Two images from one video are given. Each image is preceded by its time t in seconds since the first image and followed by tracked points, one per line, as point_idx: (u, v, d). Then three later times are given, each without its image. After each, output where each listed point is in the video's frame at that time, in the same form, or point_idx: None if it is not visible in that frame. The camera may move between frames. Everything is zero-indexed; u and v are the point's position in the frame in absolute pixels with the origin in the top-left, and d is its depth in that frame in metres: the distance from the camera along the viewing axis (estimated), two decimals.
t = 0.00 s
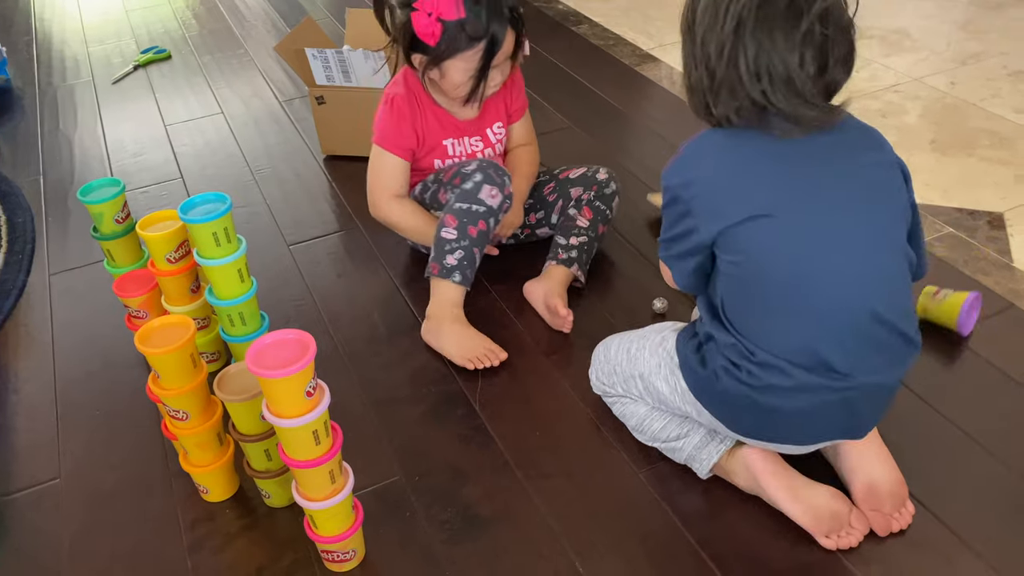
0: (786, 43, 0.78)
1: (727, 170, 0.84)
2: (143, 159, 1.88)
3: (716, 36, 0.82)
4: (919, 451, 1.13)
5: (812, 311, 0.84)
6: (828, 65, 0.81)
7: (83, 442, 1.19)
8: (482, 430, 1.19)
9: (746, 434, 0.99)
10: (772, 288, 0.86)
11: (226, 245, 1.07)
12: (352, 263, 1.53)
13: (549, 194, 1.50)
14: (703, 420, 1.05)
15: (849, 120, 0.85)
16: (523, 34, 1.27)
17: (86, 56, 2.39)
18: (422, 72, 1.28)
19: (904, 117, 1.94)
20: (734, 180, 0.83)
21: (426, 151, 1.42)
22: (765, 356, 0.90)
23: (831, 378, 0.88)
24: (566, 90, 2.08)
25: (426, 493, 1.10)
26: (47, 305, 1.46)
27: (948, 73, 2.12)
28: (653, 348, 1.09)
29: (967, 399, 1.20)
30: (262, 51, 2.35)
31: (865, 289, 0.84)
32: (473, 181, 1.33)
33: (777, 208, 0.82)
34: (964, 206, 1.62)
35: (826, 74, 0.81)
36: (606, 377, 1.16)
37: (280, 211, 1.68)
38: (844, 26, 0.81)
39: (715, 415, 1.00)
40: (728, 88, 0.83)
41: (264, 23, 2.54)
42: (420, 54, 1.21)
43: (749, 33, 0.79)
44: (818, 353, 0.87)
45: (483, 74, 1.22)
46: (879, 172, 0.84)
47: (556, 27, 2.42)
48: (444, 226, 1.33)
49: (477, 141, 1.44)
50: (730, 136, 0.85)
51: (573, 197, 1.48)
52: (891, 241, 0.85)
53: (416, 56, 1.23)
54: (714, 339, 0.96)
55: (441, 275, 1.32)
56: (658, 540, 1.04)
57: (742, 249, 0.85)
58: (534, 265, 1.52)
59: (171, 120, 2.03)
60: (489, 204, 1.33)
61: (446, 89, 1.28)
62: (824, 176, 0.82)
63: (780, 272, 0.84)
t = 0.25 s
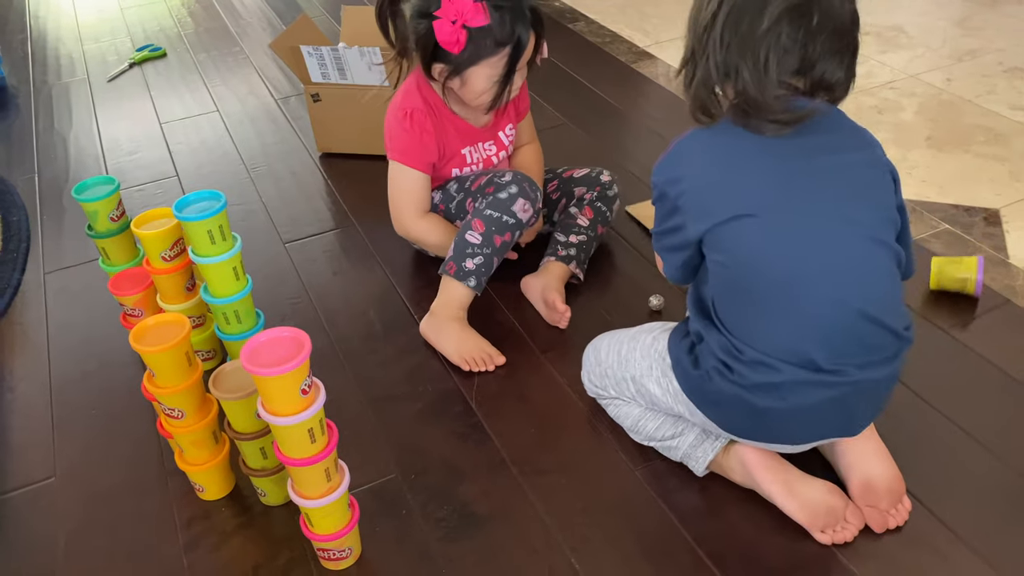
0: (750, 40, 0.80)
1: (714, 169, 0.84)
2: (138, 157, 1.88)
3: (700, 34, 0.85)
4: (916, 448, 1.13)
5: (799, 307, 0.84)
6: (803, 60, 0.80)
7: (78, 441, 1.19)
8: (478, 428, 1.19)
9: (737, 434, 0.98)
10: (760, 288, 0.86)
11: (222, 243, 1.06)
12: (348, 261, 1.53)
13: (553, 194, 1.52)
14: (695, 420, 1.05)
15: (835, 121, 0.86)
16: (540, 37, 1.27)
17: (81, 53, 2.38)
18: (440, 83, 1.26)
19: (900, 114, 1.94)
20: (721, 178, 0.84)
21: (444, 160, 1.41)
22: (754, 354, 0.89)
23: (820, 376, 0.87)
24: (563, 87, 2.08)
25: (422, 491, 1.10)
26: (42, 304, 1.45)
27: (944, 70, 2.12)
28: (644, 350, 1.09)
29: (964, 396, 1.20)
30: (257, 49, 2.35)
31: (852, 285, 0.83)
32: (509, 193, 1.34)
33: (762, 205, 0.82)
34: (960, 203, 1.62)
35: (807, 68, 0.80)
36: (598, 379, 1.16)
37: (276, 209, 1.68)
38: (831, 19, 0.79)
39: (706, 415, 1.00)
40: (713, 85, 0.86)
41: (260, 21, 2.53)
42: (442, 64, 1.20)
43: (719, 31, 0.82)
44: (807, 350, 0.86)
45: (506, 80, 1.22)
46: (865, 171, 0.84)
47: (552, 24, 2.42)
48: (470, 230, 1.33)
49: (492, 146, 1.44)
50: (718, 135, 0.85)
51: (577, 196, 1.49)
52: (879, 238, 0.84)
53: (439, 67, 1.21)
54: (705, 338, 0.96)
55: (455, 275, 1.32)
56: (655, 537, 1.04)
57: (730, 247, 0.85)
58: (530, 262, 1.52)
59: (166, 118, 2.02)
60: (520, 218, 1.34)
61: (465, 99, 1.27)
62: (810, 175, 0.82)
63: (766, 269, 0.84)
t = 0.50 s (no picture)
0: (766, 54, 0.77)
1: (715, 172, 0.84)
2: (133, 156, 1.87)
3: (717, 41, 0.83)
4: (911, 448, 1.13)
5: (779, 323, 0.84)
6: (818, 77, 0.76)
7: (72, 441, 1.19)
8: (473, 427, 1.19)
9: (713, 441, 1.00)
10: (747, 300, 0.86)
11: (216, 243, 1.06)
12: (343, 260, 1.52)
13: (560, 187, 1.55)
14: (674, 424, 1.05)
15: (857, 140, 0.82)
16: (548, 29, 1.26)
17: (75, 52, 2.37)
18: (450, 81, 1.25)
19: (895, 112, 1.94)
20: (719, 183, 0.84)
21: (456, 162, 1.40)
22: (732, 361, 0.90)
23: (794, 391, 0.88)
24: (558, 86, 2.08)
25: (417, 491, 1.10)
26: (35, 304, 1.45)
27: (940, 68, 2.12)
28: (627, 354, 1.09)
29: (959, 394, 1.20)
30: (252, 48, 2.34)
31: (839, 308, 0.83)
32: (525, 205, 1.34)
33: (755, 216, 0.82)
34: (956, 201, 1.63)
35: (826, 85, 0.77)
36: (579, 383, 1.15)
37: (271, 208, 1.67)
38: (850, 35, 0.75)
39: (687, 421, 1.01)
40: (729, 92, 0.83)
41: (255, 19, 2.53)
42: (451, 58, 1.19)
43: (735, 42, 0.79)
44: (783, 364, 0.87)
45: (516, 71, 1.20)
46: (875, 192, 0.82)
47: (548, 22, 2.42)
48: (479, 236, 1.32)
49: (502, 145, 1.42)
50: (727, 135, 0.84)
51: (585, 187, 1.52)
52: (873, 262, 0.83)
53: (449, 62, 1.20)
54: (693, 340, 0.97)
55: (458, 280, 1.31)
56: (650, 536, 1.04)
57: (721, 253, 0.86)
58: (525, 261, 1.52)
59: (161, 117, 2.02)
60: (531, 231, 1.34)
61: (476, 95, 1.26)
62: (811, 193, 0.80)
63: (752, 279, 0.84)
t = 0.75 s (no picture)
0: (804, 49, 0.74)
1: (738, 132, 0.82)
2: (129, 156, 1.86)
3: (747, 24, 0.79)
4: (908, 447, 1.13)
5: (795, 284, 0.82)
6: (850, 78, 0.75)
7: (69, 442, 1.18)
8: (471, 427, 1.19)
9: (714, 416, 0.95)
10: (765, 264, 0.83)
11: (213, 243, 1.06)
12: (340, 260, 1.52)
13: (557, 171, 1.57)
14: (668, 422, 1.01)
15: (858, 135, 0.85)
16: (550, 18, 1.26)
17: (71, 52, 2.36)
18: (459, 77, 1.24)
19: (892, 111, 1.94)
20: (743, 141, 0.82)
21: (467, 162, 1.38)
22: (739, 326, 0.86)
23: (804, 365, 0.86)
24: (556, 85, 2.07)
25: (415, 491, 1.10)
26: (32, 304, 1.44)
27: (936, 67, 2.12)
28: (614, 364, 1.03)
29: (957, 394, 1.20)
30: (249, 47, 2.33)
31: (855, 278, 0.82)
32: (546, 224, 1.34)
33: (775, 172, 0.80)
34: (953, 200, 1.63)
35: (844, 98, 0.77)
36: (552, 412, 1.08)
37: (268, 208, 1.67)
38: (882, 42, 0.75)
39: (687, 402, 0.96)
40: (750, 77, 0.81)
41: (251, 18, 2.52)
42: (463, 52, 1.18)
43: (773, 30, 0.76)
44: (794, 331, 0.84)
45: (527, 61, 1.20)
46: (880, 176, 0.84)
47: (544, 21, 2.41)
48: (495, 245, 1.31)
49: (508, 141, 1.42)
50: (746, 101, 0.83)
51: (580, 166, 1.56)
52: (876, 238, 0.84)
53: (461, 56, 1.19)
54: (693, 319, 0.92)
55: (466, 284, 1.31)
56: (649, 536, 1.04)
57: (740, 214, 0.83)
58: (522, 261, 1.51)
59: (157, 116, 2.01)
60: (547, 250, 1.34)
61: (486, 90, 1.25)
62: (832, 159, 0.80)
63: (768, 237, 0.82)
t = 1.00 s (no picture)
0: (795, 23, 0.79)
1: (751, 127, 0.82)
2: (125, 155, 1.86)
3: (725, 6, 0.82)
4: (905, 446, 1.13)
5: (824, 269, 0.85)
6: (828, 51, 0.81)
7: (64, 443, 1.18)
8: (467, 427, 1.19)
9: (755, 406, 0.98)
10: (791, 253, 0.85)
11: (208, 242, 1.05)
12: (337, 259, 1.52)
13: (550, 161, 1.59)
14: (699, 401, 1.05)
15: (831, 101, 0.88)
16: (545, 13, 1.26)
17: (65, 50, 2.36)
18: (459, 71, 1.23)
19: (889, 110, 1.94)
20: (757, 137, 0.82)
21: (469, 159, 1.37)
22: (776, 320, 0.89)
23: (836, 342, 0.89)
24: (552, 84, 2.07)
25: (412, 491, 1.09)
26: (26, 304, 1.44)
27: (933, 66, 2.12)
28: (654, 333, 1.10)
29: (953, 393, 1.20)
30: (245, 46, 2.33)
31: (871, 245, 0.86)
32: (554, 233, 1.33)
33: (784, 164, 0.82)
34: (950, 199, 1.63)
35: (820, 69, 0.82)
36: (608, 366, 1.15)
37: (264, 207, 1.66)
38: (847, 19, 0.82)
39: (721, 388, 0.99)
40: (732, 58, 0.83)
41: (247, 16, 2.51)
42: (463, 44, 1.17)
43: (762, 7, 0.79)
44: (830, 316, 0.87)
45: (525, 53, 1.19)
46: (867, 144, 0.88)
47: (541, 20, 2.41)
48: (501, 248, 1.30)
49: (506, 137, 1.41)
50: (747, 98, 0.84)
51: (568, 153, 1.59)
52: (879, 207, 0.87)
53: (460, 49, 1.18)
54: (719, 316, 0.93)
55: (469, 285, 1.30)
56: (646, 536, 1.03)
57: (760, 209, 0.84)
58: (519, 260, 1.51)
59: (152, 115, 2.00)
60: (553, 259, 1.33)
61: (483, 85, 1.24)
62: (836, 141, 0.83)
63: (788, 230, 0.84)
